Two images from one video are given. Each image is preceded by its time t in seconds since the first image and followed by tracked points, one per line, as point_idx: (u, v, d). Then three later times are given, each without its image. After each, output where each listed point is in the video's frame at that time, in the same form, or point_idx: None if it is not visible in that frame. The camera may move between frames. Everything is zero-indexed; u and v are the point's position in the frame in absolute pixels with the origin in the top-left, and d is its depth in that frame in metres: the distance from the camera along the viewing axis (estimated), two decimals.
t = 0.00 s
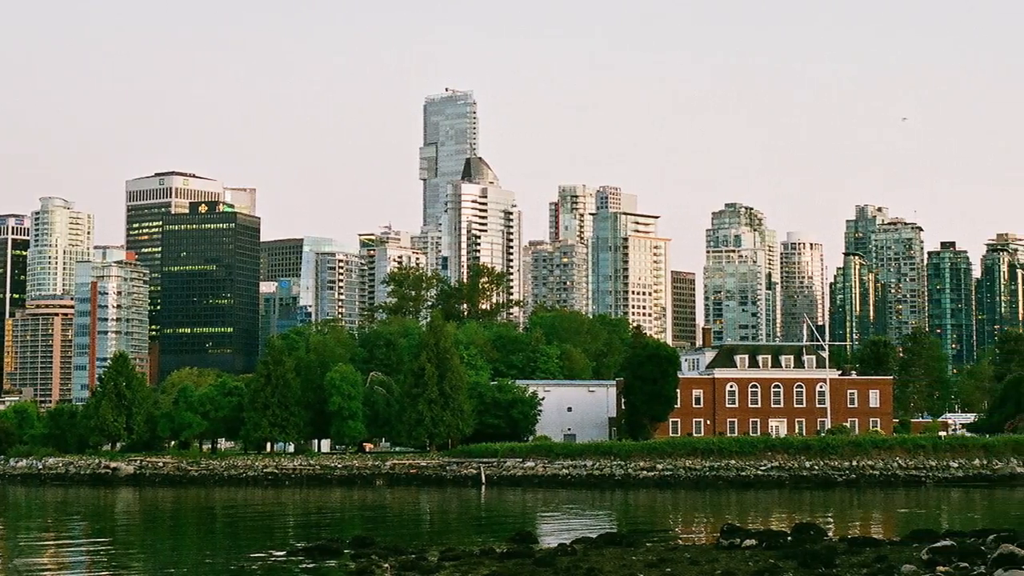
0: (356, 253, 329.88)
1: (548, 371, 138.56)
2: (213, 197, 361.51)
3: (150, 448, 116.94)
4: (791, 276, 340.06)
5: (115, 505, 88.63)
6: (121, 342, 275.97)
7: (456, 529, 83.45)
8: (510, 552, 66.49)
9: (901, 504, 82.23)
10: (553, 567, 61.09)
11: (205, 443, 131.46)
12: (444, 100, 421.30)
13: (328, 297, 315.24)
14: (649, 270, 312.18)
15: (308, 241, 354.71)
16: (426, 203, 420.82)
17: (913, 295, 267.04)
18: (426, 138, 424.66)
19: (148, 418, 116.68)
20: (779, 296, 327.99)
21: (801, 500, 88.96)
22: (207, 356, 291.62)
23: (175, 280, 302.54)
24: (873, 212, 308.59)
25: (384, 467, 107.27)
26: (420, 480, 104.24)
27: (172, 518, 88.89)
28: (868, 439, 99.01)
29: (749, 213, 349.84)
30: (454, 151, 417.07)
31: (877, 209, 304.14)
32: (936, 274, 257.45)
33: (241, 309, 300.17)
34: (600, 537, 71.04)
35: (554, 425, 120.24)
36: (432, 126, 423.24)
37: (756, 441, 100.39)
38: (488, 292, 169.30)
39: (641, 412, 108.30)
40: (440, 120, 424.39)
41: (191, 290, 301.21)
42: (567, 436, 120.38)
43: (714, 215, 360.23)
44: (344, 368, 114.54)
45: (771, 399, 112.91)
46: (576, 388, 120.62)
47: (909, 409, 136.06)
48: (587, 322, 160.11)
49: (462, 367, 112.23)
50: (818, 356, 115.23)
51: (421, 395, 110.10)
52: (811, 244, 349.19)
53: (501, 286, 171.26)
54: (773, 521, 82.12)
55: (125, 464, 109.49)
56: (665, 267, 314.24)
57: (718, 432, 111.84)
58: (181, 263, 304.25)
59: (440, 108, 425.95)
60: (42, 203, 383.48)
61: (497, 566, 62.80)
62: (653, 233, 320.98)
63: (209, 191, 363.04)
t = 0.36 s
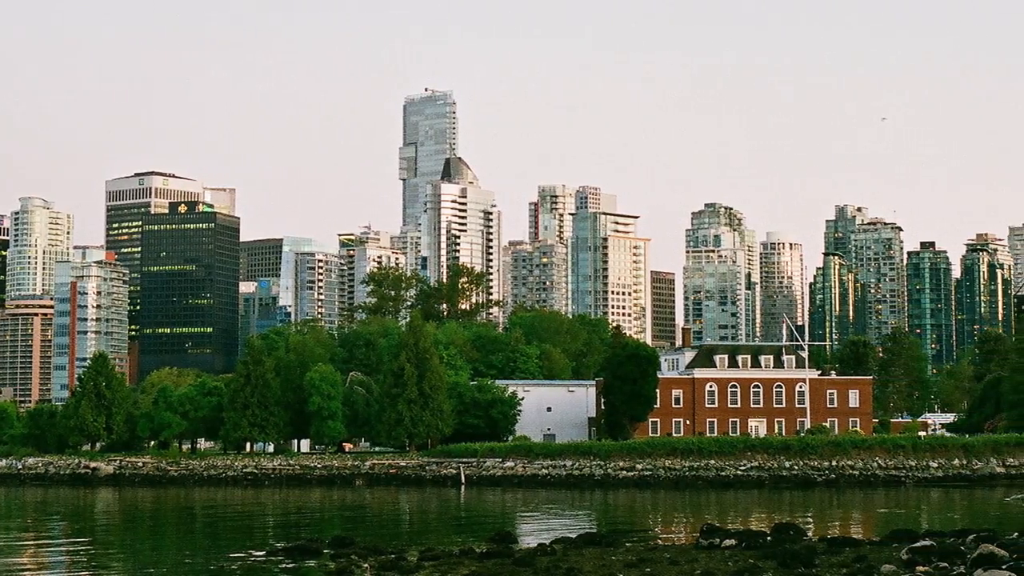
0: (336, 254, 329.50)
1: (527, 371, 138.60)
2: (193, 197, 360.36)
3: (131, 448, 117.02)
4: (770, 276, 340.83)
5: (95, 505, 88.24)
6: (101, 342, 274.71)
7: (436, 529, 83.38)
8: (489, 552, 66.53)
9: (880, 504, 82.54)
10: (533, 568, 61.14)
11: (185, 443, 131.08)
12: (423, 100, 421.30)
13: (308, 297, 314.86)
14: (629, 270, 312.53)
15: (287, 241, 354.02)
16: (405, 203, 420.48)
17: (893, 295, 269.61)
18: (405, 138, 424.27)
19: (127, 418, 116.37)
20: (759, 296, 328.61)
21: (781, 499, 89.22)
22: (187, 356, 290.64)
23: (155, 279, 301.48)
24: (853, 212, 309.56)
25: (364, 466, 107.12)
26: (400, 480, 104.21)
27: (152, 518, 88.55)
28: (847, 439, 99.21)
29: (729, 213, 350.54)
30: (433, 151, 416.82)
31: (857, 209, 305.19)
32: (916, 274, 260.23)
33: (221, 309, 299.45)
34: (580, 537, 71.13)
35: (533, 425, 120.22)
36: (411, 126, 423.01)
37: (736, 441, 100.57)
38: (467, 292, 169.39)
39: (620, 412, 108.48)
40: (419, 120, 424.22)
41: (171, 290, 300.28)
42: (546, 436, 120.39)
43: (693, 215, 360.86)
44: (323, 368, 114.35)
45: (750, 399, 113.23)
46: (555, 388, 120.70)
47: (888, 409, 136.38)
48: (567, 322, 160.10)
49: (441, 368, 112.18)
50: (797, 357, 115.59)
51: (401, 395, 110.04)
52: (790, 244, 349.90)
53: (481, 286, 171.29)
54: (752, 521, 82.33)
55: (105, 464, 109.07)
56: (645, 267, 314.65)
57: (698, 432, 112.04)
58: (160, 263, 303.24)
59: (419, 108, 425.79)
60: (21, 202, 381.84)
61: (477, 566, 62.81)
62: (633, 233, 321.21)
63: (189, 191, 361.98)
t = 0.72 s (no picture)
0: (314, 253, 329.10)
1: (506, 371, 138.72)
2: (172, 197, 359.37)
3: (109, 448, 116.55)
4: (748, 276, 341.61)
5: (73, 505, 87.96)
6: (79, 342, 273.57)
7: (415, 529, 83.35)
8: (467, 552, 66.57)
9: (858, 505, 82.90)
10: (511, 567, 61.20)
11: (163, 443, 130.78)
12: (401, 100, 421.13)
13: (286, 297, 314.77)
14: (607, 270, 312.79)
15: (266, 241, 353.32)
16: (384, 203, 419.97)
17: (871, 295, 272.10)
18: (384, 138, 423.84)
19: (106, 418, 116.04)
20: (737, 296, 329.30)
21: (759, 500, 89.49)
22: (166, 356, 289.96)
23: (133, 279, 300.39)
24: (831, 213, 310.41)
25: (342, 466, 106.97)
26: (378, 480, 104.12)
27: (131, 518, 88.31)
28: (826, 439, 99.37)
29: (707, 213, 351.21)
30: (412, 151, 416.50)
31: (835, 209, 306.14)
32: (894, 275, 261.34)
33: (199, 310, 299.17)
34: (558, 537, 71.23)
35: (512, 425, 120.43)
36: (390, 126, 422.72)
37: (714, 441, 100.82)
38: (445, 292, 169.48)
39: (599, 413, 108.64)
40: (397, 120, 423.94)
41: (149, 290, 299.33)
42: (524, 436, 120.49)
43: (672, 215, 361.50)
44: (302, 368, 114.16)
45: (729, 399, 113.54)
46: (533, 388, 120.78)
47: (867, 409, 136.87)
48: (546, 322, 160.27)
49: (420, 368, 112.20)
50: (775, 357, 115.95)
51: (379, 395, 109.99)
52: (769, 244, 350.60)
53: (459, 286, 171.48)
54: (731, 521, 82.57)
55: (83, 464, 108.73)
56: (623, 267, 314.98)
57: (676, 432, 112.33)
58: (139, 263, 302.14)
59: (398, 108, 425.54)
60: None
61: (455, 566, 62.87)
62: (611, 233, 321.40)
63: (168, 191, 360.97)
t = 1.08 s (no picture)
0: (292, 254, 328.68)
1: (484, 371, 138.69)
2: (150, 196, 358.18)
3: (87, 449, 116.23)
4: (726, 276, 342.22)
5: (50, 505, 87.64)
6: (57, 342, 272.48)
7: (393, 529, 83.37)
8: (445, 552, 66.65)
9: (836, 505, 83.30)
10: (489, 568, 61.27)
11: (141, 443, 130.40)
12: (379, 100, 420.90)
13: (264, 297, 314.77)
14: (585, 270, 313.05)
15: (244, 241, 352.46)
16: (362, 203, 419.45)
17: (849, 295, 272.34)
18: (362, 138, 423.20)
19: (83, 418, 115.69)
20: (715, 296, 329.94)
21: (737, 500, 89.78)
22: (143, 356, 289.24)
23: (111, 279, 299.61)
24: (809, 213, 311.27)
25: (320, 466, 106.88)
26: (356, 480, 104.11)
27: (108, 518, 88.03)
28: (805, 439, 99.61)
29: (685, 213, 352.00)
30: (390, 151, 416.10)
31: (813, 209, 307.00)
32: (872, 274, 260.54)
33: (177, 310, 298.82)
34: (537, 537, 71.37)
35: (490, 425, 120.45)
36: (368, 126, 422.37)
37: (693, 440, 101.10)
38: (423, 292, 169.63)
39: (577, 412, 108.87)
40: (375, 120, 423.61)
41: (128, 290, 298.55)
42: (502, 436, 120.65)
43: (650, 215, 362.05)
44: (280, 368, 113.96)
45: (707, 399, 113.96)
46: (511, 388, 120.95)
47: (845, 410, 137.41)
48: (524, 322, 160.42)
49: (398, 368, 112.21)
50: (753, 357, 116.37)
51: (357, 395, 109.92)
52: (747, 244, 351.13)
53: (437, 286, 171.62)
54: (709, 521, 82.86)
55: (61, 464, 108.39)
56: (601, 267, 315.16)
57: (654, 432, 112.64)
58: (117, 262, 301.23)
59: (376, 108, 425.41)
60: None
61: (433, 566, 62.90)
62: (590, 233, 321.43)
63: (145, 191, 359.82)
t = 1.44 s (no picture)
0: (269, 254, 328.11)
1: (461, 371, 138.65)
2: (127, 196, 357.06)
3: (65, 449, 115.97)
4: (704, 276, 343.07)
5: (28, 505, 87.33)
6: (35, 341, 270.70)
7: (370, 529, 83.43)
8: (423, 551, 66.77)
9: (813, 505, 83.75)
10: (467, 567, 61.43)
11: (119, 443, 130.11)
12: (357, 100, 420.77)
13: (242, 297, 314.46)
14: (563, 270, 313.44)
15: (221, 241, 351.64)
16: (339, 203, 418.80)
17: (828, 295, 273.86)
18: (339, 138, 422.58)
19: (61, 418, 115.28)
20: (693, 296, 330.69)
21: (715, 500, 90.14)
22: (122, 356, 287.70)
23: (89, 279, 298.12)
24: (787, 213, 312.23)
25: (298, 466, 106.91)
26: (334, 480, 104.09)
27: (86, 518, 87.80)
28: (783, 439, 100.09)
29: (663, 213, 352.62)
30: (367, 151, 415.63)
31: (791, 209, 308.04)
32: (850, 275, 262.27)
33: (155, 310, 297.05)
34: (515, 537, 71.58)
35: (468, 425, 120.54)
36: (346, 126, 421.97)
37: (670, 440, 101.49)
38: (401, 292, 169.68)
39: (555, 412, 109.14)
40: (353, 120, 423.26)
41: (106, 290, 297.06)
42: (480, 436, 120.62)
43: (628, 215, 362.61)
44: (258, 368, 113.80)
45: (685, 399, 114.31)
46: (490, 388, 120.98)
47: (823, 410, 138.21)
48: (502, 321, 160.65)
49: (376, 368, 112.23)
50: (731, 357, 116.75)
51: (335, 395, 109.88)
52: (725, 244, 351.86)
53: (415, 286, 171.71)
54: (687, 521, 83.19)
55: (39, 464, 108.10)
56: (579, 267, 315.56)
57: (632, 432, 113.05)
58: (95, 262, 299.82)
59: (353, 108, 425.05)
60: None
61: (411, 566, 63.03)
62: (568, 233, 321.51)
63: (122, 191, 358.61)
